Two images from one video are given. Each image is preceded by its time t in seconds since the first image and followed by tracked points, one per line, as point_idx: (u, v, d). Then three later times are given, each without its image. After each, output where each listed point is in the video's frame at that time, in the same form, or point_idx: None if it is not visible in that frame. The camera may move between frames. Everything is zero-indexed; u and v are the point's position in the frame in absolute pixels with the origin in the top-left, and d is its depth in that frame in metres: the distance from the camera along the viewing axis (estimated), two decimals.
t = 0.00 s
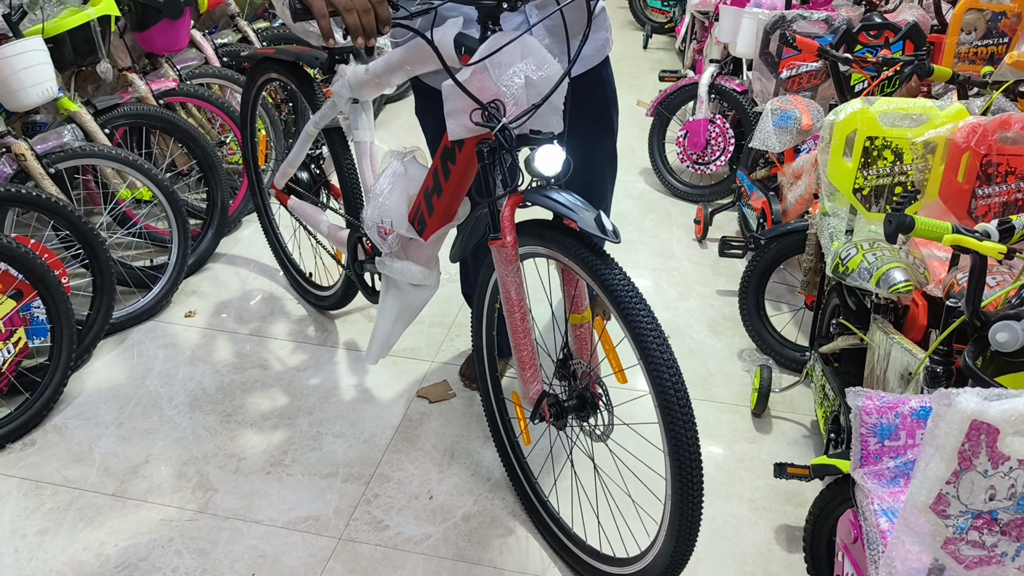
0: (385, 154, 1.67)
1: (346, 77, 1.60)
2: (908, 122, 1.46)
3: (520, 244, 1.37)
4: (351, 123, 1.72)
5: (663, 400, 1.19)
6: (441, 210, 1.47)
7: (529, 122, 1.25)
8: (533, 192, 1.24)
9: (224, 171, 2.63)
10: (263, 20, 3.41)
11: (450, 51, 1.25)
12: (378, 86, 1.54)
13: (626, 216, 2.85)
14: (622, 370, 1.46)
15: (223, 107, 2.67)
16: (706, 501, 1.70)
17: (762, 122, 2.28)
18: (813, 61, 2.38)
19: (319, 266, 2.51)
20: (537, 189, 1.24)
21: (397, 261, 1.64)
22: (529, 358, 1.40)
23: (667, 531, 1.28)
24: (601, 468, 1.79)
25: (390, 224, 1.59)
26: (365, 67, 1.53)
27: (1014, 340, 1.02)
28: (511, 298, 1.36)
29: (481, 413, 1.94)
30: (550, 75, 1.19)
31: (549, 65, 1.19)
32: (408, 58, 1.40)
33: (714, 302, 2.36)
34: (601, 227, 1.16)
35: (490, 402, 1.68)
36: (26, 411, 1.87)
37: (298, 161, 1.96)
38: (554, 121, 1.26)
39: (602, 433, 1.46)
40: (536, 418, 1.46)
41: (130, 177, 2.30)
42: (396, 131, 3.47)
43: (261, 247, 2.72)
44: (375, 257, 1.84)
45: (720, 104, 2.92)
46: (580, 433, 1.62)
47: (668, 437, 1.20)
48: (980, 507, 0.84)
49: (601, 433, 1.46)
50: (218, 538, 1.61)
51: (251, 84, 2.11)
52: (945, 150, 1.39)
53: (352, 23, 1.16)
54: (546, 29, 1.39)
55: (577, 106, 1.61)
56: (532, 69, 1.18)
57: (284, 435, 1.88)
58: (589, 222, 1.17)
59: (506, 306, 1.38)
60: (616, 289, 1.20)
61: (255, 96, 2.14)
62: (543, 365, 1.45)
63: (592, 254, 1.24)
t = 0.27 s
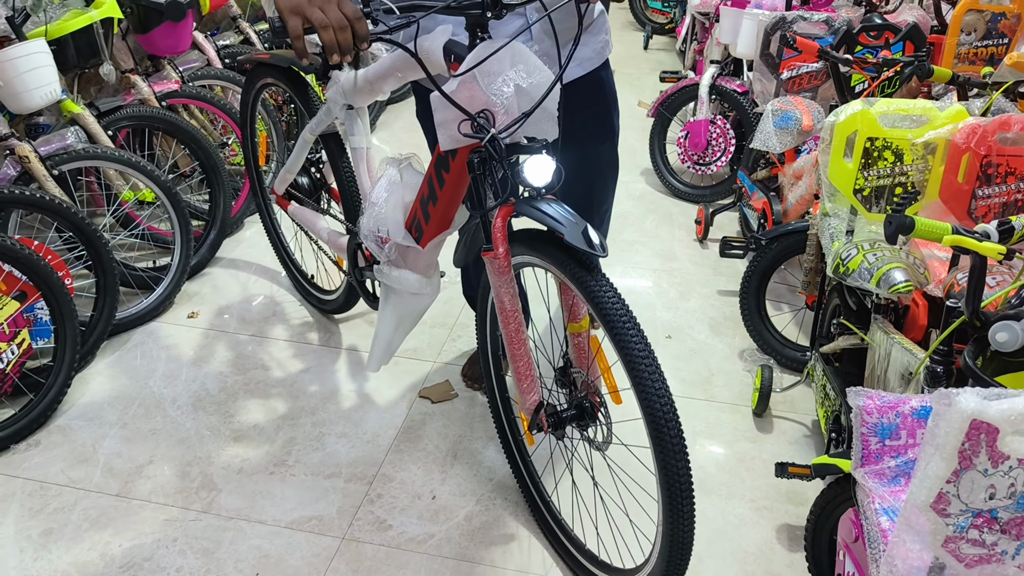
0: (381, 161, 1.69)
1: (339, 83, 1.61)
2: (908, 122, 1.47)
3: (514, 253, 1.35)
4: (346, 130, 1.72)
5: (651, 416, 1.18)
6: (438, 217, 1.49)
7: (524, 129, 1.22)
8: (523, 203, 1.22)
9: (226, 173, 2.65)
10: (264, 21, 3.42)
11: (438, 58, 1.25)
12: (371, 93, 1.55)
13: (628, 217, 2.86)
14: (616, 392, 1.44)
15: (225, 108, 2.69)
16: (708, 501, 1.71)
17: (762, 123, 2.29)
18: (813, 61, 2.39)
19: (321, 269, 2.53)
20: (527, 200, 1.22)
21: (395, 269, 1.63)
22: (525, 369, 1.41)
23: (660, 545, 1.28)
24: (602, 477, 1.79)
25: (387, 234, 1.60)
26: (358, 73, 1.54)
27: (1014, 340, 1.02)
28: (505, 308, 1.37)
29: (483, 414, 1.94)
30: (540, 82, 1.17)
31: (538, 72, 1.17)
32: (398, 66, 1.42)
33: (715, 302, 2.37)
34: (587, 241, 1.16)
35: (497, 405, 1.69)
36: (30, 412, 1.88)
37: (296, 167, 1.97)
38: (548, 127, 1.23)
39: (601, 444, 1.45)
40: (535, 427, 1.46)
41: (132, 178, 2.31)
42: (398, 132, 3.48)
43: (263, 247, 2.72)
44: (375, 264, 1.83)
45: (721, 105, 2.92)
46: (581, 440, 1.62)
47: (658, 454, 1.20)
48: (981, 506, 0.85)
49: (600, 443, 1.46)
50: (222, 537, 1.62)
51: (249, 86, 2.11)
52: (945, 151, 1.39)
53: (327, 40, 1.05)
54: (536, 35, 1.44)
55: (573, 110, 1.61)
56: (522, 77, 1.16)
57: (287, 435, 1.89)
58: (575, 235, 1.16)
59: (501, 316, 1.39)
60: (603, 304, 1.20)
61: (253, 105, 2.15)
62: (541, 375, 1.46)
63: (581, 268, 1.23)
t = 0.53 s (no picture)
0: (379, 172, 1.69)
1: (333, 93, 1.61)
2: (909, 123, 1.47)
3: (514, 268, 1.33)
4: (343, 140, 1.70)
5: (657, 435, 1.16)
6: (437, 229, 1.47)
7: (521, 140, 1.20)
8: (520, 218, 1.21)
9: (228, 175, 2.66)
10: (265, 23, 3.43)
11: (429, 68, 1.24)
12: (366, 103, 1.56)
13: (629, 218, 2.86)
14: (627, 425, 1.36)
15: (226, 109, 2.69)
16: (709, 502, 1.71)
17: (763, 124, 2.29)
18: (814, 63, 2.37)
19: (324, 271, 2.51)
20: (525, 215, 1.21)
21: (396, 282, 1.61)
22: (529, 385, 1.38)
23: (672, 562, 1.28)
24: (609, 492, 1.74)
25: (385, 246, 1.58)
26: (353, 83, 1.55)
27: (1014, 340, 1.03)
28: (506, 325, 1.34)
29: (484, 415, 1.95)
30: (535, 92, 1.16)
31: (532, 81, 1.16)
32: (391, 77, 1.46)
33: (716, 303, 2.37)
34: (589, 257, 1.12)
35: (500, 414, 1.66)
36: (32, 413, 1.88)
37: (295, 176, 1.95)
38: (545, 137, 1.21)
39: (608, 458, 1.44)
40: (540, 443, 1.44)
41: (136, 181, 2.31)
42: (399, 134, 3.48)
43: (264, 249, 2.73)
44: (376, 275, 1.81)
45: (721, 106, 2.93)
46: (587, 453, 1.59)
47: (668, 476, 1.18)
48: (982, 506, 0.85)
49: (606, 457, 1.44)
50: (225, 538, 1.63)
51: (246, 93, 2.08)
52: (946, 153, 1.39)
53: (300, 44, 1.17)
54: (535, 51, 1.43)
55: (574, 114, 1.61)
56: (515, 88, 1.16)
57: (288, 436, 1.89)
58: (576, 251, 1.13)
59: (502, 332, 1.36)
60: (606, 322, 1.17)
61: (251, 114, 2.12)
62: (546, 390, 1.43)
63: (581, 286, 1.20)
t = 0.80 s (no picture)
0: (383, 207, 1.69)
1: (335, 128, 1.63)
2: (909, 149, 1.48)
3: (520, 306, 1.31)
4: (346, 173, 1.71)
5: (675, 477, 1.13)
6: (442, 264, 1.45)
7: (526, 176, 1.19)
8: (526, 256, 1.18)
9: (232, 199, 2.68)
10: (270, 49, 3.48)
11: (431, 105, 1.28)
12: (368, 137, 1.58)
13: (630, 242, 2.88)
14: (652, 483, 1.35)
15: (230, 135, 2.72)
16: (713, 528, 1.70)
17: (763, 149, 2.31)
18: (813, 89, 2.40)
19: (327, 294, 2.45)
20: (530, 253, 1.19)
21: (402, 318, 1.60)
22: (539, 426, 1.37)
23: None
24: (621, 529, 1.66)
25: (391, 282, 1.57)
26: (354, 116, 1.57)
27: (1017, 366, 1.03)
28: (514, 365, 1.31)
29: (487, 440, 1.94)
30: (538, 128, 1.17)
31: (535, 117, 1.17)
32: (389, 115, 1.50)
33: (718, 327, 2.37)
34: (600, 298, 1.12)
35: (507, 449, 1.62)
36: (34, 438, 1.88)
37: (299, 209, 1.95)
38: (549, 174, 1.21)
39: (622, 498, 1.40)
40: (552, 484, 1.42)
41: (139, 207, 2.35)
42: (402, 158, 3.51)
43: (267, 272, 2.74)
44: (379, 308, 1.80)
45: (721, 131, 2.96)
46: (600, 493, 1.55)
47: (688, 521, 1.15)
48: (987, 534, 0.85)
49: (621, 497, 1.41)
50: (225, 565, 1.61)
51: (251, 126, 2.07)
52: (946, 179, 1.40)
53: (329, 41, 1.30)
54: (535, 81, 1.47)
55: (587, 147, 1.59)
56: (519, 124, 1.16)
57: (290, 461, 1.88)
58: (586, 291, 1.12)
59: (511, 373, 1.33)
60: (619, 362, 1.15)
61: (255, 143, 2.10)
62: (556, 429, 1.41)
63: (591, 325, 1.18)
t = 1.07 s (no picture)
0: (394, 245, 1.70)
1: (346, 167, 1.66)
2: (913, 188, 1.49)
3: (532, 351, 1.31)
4: (357, 211, 1.73)
5: (692, 529, 1.13)
6: (454, 305, 1.48)
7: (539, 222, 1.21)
8: (540, 304, 1.19)
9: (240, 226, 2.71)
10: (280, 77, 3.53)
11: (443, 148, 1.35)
12: (379, 176, 1.61)
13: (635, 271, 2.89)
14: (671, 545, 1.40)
15: (240, 163, 2.77)
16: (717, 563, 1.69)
17: (767, 182, 2.33)
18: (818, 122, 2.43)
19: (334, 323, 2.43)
20: (544, 300, 1.20)
21: (413, 358, 1.61)
22: (552, 473, 1.36)
23: None
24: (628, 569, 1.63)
25: (402, 322, 1.59)
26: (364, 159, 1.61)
27: (1021, 410, 1.05)
28: (526, 413, 1.30)
29: (491, 471, 1.94)
30: (550, 175, 1.19)
31: (548, 163, 1.20)
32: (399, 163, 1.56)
33: (723, 358, 2.38)
34: (614, 348, 1.13)
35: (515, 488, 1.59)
36: (40, 466, 1.89)
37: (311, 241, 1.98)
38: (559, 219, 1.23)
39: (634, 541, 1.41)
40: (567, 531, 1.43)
41: (148, 234, 2.37)
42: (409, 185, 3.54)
43: (273, 299, 2.76)
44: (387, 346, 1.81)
45: (726, 161, 2.98)
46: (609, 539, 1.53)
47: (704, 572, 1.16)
48: None
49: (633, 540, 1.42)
50: None
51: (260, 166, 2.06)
52: (949, 218, 1.43)
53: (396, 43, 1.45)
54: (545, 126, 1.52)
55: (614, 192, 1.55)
56: (531, 171, 1.18)
57: (294, 491, 1.89)
58: (602, 341, 1.13)
59: (523, 420, 1.33)
60: (630, 408, 1.16)
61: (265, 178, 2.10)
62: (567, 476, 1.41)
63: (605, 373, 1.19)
